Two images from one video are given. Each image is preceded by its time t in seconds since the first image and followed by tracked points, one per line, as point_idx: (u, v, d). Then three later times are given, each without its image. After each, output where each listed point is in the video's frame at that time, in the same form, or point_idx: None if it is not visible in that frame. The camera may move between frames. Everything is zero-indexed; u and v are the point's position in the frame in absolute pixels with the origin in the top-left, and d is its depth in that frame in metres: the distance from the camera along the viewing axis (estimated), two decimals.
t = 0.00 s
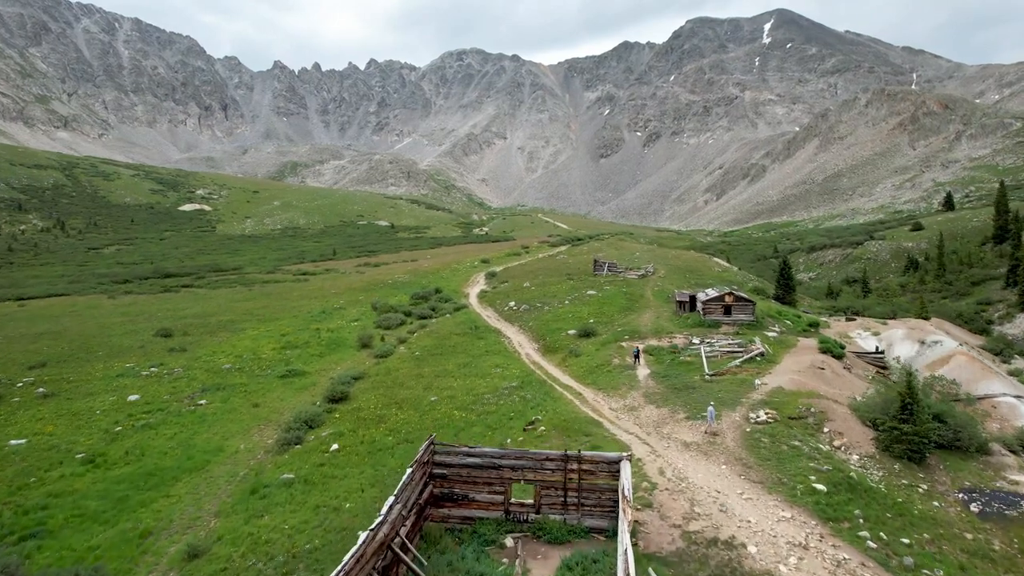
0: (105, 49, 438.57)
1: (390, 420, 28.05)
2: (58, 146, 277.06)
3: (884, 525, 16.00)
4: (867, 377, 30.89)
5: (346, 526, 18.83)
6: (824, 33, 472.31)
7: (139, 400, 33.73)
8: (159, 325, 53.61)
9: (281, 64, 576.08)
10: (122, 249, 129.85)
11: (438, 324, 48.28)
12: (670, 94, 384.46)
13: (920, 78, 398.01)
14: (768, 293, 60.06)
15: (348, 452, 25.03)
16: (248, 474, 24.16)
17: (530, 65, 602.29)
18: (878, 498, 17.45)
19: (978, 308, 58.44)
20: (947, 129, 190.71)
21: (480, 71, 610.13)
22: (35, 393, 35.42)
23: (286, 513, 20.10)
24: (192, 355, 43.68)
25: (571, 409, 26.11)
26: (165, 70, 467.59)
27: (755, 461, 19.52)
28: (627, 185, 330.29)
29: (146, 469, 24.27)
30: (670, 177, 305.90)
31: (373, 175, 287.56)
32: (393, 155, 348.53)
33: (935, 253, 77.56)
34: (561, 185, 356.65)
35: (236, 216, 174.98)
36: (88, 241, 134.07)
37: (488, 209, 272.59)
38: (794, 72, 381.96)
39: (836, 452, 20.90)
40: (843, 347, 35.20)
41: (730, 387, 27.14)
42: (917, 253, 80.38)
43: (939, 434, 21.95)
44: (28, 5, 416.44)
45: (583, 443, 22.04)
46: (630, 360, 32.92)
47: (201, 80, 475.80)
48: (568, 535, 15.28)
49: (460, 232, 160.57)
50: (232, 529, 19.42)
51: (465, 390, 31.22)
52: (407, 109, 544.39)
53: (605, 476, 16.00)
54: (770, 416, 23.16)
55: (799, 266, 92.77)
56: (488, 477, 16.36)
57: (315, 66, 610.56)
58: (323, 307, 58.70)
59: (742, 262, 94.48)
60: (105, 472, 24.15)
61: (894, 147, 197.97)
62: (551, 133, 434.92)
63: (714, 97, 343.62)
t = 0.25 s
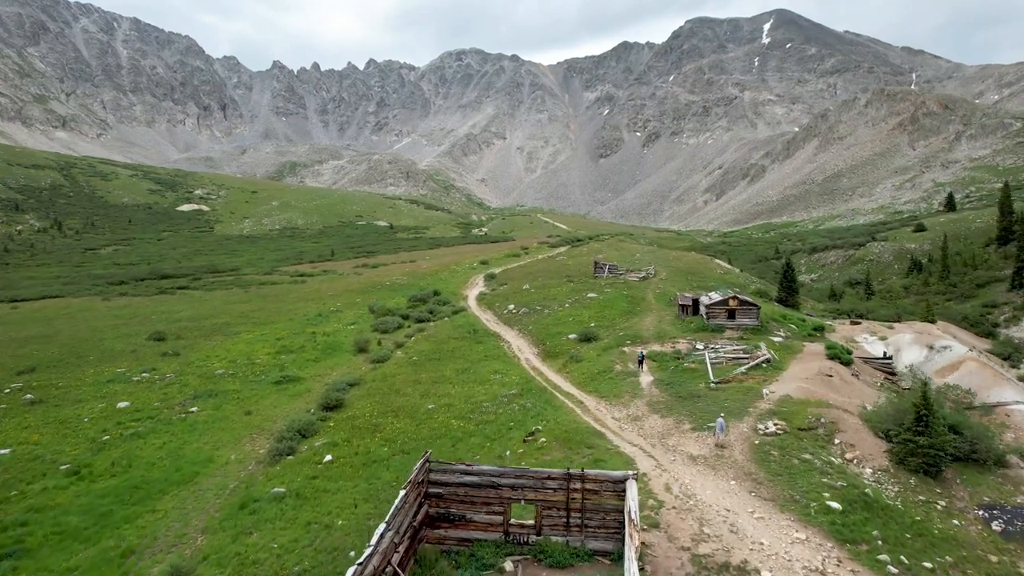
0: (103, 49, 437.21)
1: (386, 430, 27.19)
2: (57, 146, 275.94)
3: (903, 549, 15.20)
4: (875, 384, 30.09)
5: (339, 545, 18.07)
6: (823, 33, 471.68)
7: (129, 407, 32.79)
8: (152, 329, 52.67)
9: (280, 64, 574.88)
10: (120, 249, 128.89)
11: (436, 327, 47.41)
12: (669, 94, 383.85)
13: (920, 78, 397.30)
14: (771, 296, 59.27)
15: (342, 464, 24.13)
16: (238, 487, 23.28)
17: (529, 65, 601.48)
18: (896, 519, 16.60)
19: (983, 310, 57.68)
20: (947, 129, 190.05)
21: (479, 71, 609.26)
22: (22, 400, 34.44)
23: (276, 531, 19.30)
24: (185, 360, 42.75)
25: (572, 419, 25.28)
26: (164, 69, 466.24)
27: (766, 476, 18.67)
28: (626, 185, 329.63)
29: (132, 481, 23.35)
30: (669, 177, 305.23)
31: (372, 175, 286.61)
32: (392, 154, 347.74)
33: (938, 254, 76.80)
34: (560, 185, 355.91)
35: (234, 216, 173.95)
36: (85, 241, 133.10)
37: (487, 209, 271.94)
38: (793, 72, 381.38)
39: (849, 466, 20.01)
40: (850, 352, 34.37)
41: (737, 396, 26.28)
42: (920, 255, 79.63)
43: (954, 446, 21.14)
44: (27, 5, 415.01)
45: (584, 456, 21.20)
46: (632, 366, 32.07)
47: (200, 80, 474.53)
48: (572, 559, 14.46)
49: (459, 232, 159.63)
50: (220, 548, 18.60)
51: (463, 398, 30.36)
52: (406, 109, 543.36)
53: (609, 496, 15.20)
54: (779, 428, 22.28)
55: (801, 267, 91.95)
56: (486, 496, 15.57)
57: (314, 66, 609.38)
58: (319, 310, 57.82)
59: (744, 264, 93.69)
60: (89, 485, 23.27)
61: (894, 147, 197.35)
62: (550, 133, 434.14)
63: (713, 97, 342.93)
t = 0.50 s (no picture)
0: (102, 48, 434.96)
1: (381, 442, 26.19)
2: (55, 146, 274.60)
3: None
4: (885, 392, 29.21)
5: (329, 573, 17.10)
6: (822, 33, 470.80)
7: (115, 415, 31.71)
8: (145, 333, 51.59)
9: (278, 64, 573.34)
10: (116, 250, 127.67)
11: (434, 332, 46.49)
12: (669, 94, 383.44)
13: (919, 79, 396.71)
14: (774, 298, 58.40)
15: (334, 479, 23.16)
16: (226, 502, 22.35)
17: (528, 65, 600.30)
18: (919, 543, 15.68)
19: (989, 313, 56.91)
20: (947, 129, 189.42)
21: (478, 71, 608.09)
22: (5, 408, 33.27)
23: (263, 553, 18.39)
24: (176, 366, 41.64)
25: (573, 430, 24.32)
26: (162, 69, 464.68)
27: (779, 495, 17.74)
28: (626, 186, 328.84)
29: (115, 497, 22.39)
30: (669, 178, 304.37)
31: (371, 175, 285.57)
32: (391, 154, 346.62)
33: (942, 256, 75.93)
34: (559, 185, 354.84)
35: (232, 217, 172.71)
36: (81, 242, 131.73)
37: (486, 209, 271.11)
38: (792, 73, 380.95)
39: (864, 483, 19.07)
40: (858, 359, 33.51)
41: (744, 408, 25.33)
42: (923, 257, 78.75)
43: (973, 461, 20.17)
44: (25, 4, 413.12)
45: (586, 472, 20.25)
46: (633, 373, 31.22)
47: (198, 80, 472.73)
48: None
49: (458, 233, 158.64)
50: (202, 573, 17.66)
51: (459, 406, 29.33)
52: (405, 109, 542.15)
53: (616, 521, 14.28)
54: (791, 442, 21.30)
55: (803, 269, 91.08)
56: (485, 521, 14.69)
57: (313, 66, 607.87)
58: (315, 314, 56.80)
59: (745, 266, 92.88)
60: (70, 501, 22.26)
61: (894, 147, 196.46)
62: (549, 133, 433.18)
63: (713, 97, 342.36)
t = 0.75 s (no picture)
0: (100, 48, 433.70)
1: (376, 452, 25.34)
2: (53, 146, 273.52)
3: None
4: (895, 401, 28.36)
5: None
6: (821, 33, 470.07)
7: (103, 423, 30.78)
8: (137, 337, 50.65)
9: (277, 64, 571.97)
10: (113, 251, 126.73)
11: (432, 336, 45.61)
12: (668, 95, 382.84)
13: (918, 79, 396.26)
14: (777, 301, 57.61)
15: (327, 493, 22.30)
16: (213, 517, 21.49)
17: (527, 65, 599.48)
18: (941, 568, 14.86)
19: (995, 316, 56.17)
20: (947, 129, 188.87)
21: (477, 71, 607.04)
22: None
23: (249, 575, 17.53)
24: (168, 372, 40.65)
25: (575, 442, 23.46)
26: (161, 69, 463.46)
27: (792, 514, 16.88)
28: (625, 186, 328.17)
29: (98, 512, 21.51)
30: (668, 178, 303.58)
31: (370, 176, 284.68)
32: (390, 154, 345.71)
33: (945, 258, 75.17)
34: (559, 185, 354.01)
35: (230, 217, 171.70)
36: (78, 242, 130.78)
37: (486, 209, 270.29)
38: (792, 73, 380.62)
39: (879, 498, 18.23)
40: (865, 364, 32.68)
41: (752, 418, 24.44)
42: (926, 258, 77.93)
43: (993, 475, 19.31)
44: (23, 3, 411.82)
45: (588, 488, 19.43)
46: (636, 381, 30.33)
47: (197, 79, 471.69)
48: None
49: (457, 233, 157.82)
50: None
51: (457, 415, 28.42)
52: (405, 108, 541.25)
53: (622, 546, 13.47)
54: (802, 456, 20.43)
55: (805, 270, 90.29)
56: (482, 546, 13.89)
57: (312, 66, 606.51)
58: (312, 317, 55.90)
59: (746, 267, 91.99)
60: (51, 517, 21.37)
61: (894, 147, 195.80)
62: (549, 133, 432.34)
63: (712, 97, 341.78)
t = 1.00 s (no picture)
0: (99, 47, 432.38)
1: (371, 465, 24.37)
2: (50, 146, 272.23)
3: None
4: (907, 410, 27.42)
5: None
6: (819, 33, 469.26)
7: (89, 434, 29.75)
8: (128, 341, 49.46)
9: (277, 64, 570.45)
10: (110, 251, 125.56)
11: (429, 341, 44.57)
12: (667, 95, 382.13)
13: (917, 79, 395.70)
14: (781, 304, 56.65)
15: (318, 510, 21.32)
16: (197, 537, 20.50)
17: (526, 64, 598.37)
18: None
19: (1002, 319, 55.27)
20: (947, 129, 188.18)
21: (476, 71, 605.78)
22: None
23: None
24: (158, 378, 39.58)
25: (577, 456, 22.49)
26: (160, 69, 462.02)
27: (808, 539, 15.93)
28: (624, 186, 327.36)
29: (77, 532, 20.57)
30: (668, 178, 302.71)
31: (369, 176, 283.59)
32: (389, 154, 344.67)
33: (950, 260, 74.25)
34: (558, 185, 353.06)
35: (228, 217, 170.50)
36: (75, 243, 129.66)
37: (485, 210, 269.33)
38: (791, 73, 380.02)
39: (899, 520, 17.25)
40: (875, 371, 31.73)
41: (761, 430, 23.46)
42: (931, 260, 76.96)
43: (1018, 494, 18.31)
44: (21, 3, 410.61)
45: (592, 507, 18.47)
46: (640, 390, 29.31)
47: (196, 79, 470.41)
48: None
49: (456, 234, 156.77)
50: None
51: (455, 426, 27.41)
52: (404, 108, 540.07)
53: None
54: (816, 473, 19.43)
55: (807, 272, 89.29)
56: None
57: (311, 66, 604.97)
58: (307, 321, 54.83)
59: (748, 268, 91.00)
60: (28, 537, 20.41)
61: (894, 147, 195.00)
62: (548, 133, 431.40)
63: (711, 97, 341.06)
